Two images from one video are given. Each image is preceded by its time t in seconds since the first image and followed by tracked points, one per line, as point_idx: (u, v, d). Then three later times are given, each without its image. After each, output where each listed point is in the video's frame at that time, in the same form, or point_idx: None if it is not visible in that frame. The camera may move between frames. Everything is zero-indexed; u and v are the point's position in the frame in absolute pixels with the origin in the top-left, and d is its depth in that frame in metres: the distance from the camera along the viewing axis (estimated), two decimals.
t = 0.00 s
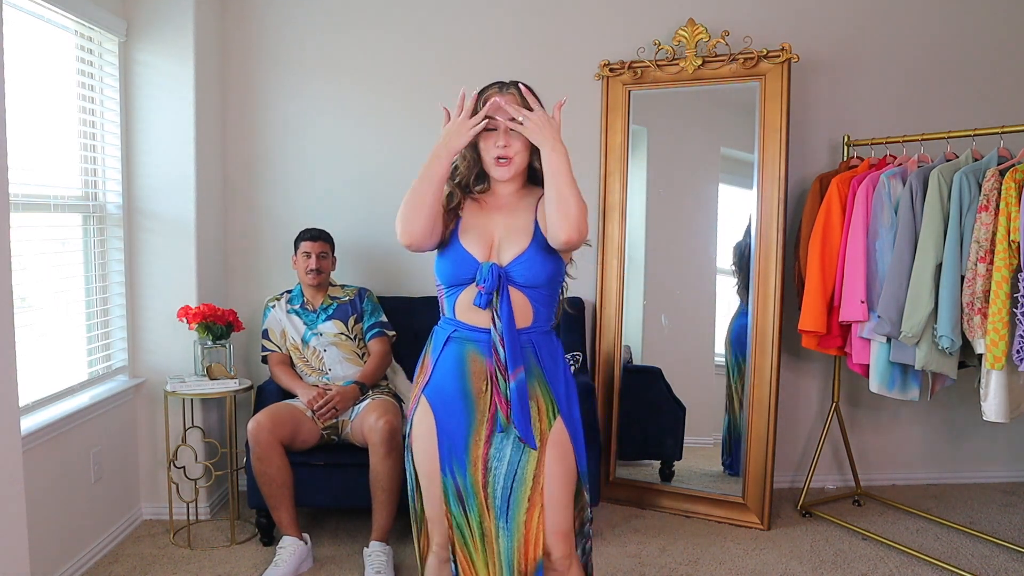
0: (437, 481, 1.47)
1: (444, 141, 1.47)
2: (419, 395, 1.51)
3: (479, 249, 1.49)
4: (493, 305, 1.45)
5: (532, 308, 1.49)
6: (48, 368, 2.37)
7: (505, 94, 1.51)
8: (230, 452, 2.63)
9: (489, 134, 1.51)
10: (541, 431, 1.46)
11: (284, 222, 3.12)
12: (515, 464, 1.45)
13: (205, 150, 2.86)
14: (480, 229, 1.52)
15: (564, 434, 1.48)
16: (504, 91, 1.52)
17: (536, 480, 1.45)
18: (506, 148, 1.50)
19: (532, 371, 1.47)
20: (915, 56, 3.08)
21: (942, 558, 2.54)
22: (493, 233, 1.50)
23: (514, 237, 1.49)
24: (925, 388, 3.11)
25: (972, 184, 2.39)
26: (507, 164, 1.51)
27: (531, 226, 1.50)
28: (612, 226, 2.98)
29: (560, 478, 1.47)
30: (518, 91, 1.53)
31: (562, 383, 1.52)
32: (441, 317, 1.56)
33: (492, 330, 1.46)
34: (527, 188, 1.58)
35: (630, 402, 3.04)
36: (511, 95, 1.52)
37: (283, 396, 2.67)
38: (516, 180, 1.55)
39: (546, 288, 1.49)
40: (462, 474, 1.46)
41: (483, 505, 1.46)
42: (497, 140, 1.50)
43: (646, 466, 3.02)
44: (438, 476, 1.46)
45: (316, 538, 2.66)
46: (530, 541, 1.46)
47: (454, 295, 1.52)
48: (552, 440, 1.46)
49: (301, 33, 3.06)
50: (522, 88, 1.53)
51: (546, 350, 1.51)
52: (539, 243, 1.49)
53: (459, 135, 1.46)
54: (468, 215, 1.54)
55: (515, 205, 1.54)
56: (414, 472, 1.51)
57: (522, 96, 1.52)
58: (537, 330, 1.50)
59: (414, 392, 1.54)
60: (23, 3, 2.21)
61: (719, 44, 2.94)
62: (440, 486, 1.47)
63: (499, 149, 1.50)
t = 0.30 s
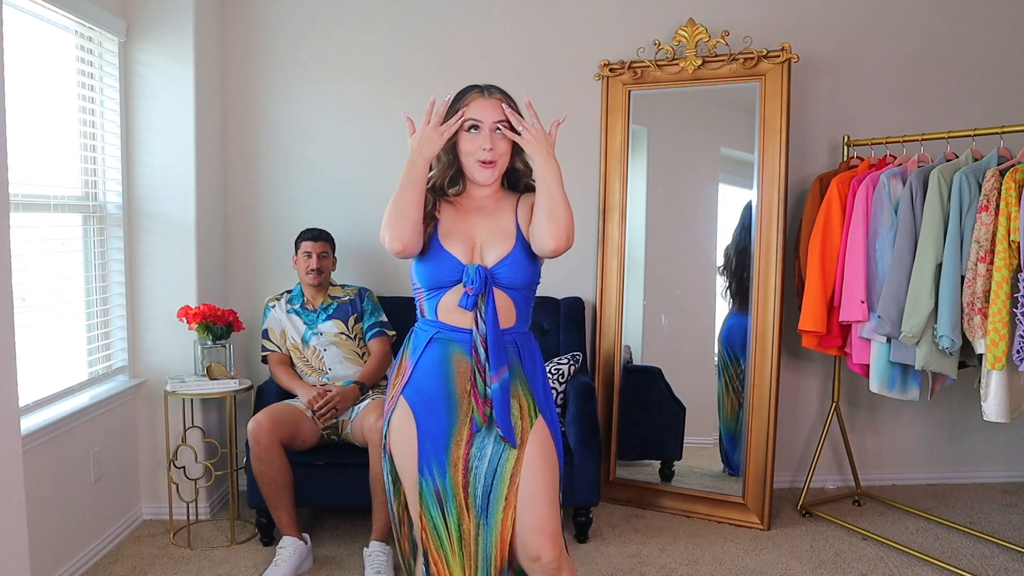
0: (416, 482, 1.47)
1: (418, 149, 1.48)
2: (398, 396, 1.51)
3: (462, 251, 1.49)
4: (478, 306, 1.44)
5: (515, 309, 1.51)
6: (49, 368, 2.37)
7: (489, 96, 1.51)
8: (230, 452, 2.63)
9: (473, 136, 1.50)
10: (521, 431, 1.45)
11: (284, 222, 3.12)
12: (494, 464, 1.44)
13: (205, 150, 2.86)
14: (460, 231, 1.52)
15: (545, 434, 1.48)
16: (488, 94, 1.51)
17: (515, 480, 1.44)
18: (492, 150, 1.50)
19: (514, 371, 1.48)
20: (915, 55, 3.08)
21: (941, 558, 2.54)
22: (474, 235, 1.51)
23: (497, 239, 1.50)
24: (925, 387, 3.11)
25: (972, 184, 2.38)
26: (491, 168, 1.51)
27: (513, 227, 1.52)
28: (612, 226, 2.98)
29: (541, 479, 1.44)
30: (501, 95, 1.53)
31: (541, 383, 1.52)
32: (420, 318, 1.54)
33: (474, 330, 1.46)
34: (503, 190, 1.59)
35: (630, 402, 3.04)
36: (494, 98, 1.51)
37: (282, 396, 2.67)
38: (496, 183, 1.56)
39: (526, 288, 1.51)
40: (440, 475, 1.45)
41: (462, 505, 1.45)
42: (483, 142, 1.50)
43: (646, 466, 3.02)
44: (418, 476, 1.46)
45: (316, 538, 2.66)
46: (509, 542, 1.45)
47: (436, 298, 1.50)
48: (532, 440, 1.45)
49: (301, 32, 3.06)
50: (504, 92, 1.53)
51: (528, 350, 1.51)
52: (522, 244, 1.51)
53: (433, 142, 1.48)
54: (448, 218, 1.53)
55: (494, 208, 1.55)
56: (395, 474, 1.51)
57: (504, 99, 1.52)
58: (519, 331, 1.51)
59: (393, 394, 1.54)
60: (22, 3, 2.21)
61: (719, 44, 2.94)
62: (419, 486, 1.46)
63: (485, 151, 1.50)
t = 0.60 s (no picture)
0: (457, 487, 1.46)
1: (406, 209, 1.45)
2: (428, 406, 1.49)
3: (476, 248, 1.49)
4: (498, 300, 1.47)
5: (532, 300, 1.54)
6: (49, 368, 2.37)
7: (494, 92, 1.52)
8: (230, 452, 2.63)
9: (481, 132, 1.51)
10: (555, 422, 1.50)
11: (284, 222, 3.12)
12: (532, 456, 1.49)
13: (205, 151, 2.86)
14: (468, 229, 1.51)
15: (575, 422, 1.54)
16: (492, 92, 1.52)
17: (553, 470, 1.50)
18: (502, 145, 1.51)
19: (540, 363, 1.52)
20: (915, 55, 3.08)
21: (942, 558, 2.54)
22: (485, 233, 1.52)
23: (509, 234, 1.52)
24: (925, 387, 3.11)
25: (972, 184, 2.38)
26: (498, 165, 1.53)
27: (521, 221, 1.54)
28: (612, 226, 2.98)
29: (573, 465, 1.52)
30: (502, 93, 1.54)
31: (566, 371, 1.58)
32: (439, 324, 1.54)
33: (489, 325, 1.49)
34: (501, 190, 1.61)
35: (630, 402, 3.04)
36: (497, 96, 1.53)
37: (282, 396, 2.67)
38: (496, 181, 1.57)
39: (541, 281, 1.55)
40: (483, 476, 1.47)
41: (506, 503, 1.48)
42: (493, 139, 1.50)
43: (646, 466, 3.02)
44: (458, 480, 1.46)
45: (316, 538, 2.66)
46: (549, 531, 1.51)
47: (456, 300, 1.51)
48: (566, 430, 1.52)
49: (302, 32, 3.06)
50: (504, 90, 1.55)
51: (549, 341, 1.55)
52: (534, 239, 1.53)
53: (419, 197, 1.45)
54: (452, 219, 1.53)
55: (496, 206, 1.57)
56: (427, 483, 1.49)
57: (505, 97, 1.54)
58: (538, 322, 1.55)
59: (420, 403, 1.52)
60: (22, 3, 2.21)
61: (719, 44, 2.94)
62: (460, 490, 1.46)
63: (495, 147, 1.50)
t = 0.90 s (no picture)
0: (484, 489, 1.52)
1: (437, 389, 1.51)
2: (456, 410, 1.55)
3: (495, 252, 1.53)
4: (517, 299, 1.51)
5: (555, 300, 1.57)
6: (49, 368, 2.37)
7: (509, 99, 1.54)
8: (230, 452, 2.63)
9: (498, 140, 1.54)
10: (582, 429, 1.54)
11: (284, 222, 3.12)
12: (559, 463, 1.54)
13: (205, 151, 2.86)
14: (490, 235, 1.55)
15: (602, 429, 1.57)
16: (507, 98, 1.54)
17: (579, 475, 1.55)
18: (520, 151, 1.54)
19: (565, 365, 1.56)
20: (915, 55, 3.08)
21: (942, 558, 2.54)
22: (505, 236, 1.55)
23: (529, 236, 1.54)
24: (925, 387, 3.11)
25: (972, 184, 2.38)
26: (519, 170, 1.55)
27: (543, 221, 1.56)
28: (612, 226, 2.98)
29: (598, 471, 1.57)
30: (518, 97, 1.56)
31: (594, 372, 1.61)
32: (463, 328, 1.59)
33: (517, 327, 1.52)
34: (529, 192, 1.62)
35: (630, 402, 3.04)
36: (513, 101, 1.55)
37: (282, 396, 2.67)
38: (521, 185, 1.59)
39: (565, 282, 1.57)
40: (510, 480, 1.52)
41: (535, 509, 1.53)
42: (511, 146, 1.53)
43: (646, 465, 3.02)
44: (486, 484, 1.52)
45: (317, 538, 2.66)
46: (578, 536, 1.56)
47: (475, 304, 1.55)
48: (593, 438, 1.56)
49: (302, 32, 3.06)
50: (520, 93, 1.56)
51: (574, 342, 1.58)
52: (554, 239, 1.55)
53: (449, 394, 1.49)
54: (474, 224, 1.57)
55: (521, 208, 1.59)
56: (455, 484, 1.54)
57: (522, 101, 1.56)
58: (562, 322, 1.58)
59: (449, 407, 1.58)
60: (22, 3, 2.21)
61: (719, 44, 2.94)
62: (488, 492, 1.52)
63: (513, 153, 1.54)
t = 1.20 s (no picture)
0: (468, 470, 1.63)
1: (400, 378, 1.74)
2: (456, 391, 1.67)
3: (492, 247, 1.61)
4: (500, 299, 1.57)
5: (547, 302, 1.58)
6: (48, 368, 2.37)
7: (513, 93, 1.62)
8: (230, 452, 2.63)
9: (502, 134, 1.63)
10: (561, 429, 1.56)
11: (284, 222, 3.12)
12: (535, 460, 1.57)
13: (205, 151, 2.86)
14: (496, 227, 1.63)
15: (585, 433, 1.57)
16: (511, 92, 1.62)
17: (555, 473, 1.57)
18: (521, 144, 1.61)
19: (547, 365, 1.57)
20: (915, 55, 3.08)
21: (942, 558, 2.54)
22: (508, 228, 1.61)
23: (528, 229, 1.59)
24: (925, 387, 3.11)
25: (972, 184, 2.38)
26: (522, 162, 1.62)
27: (546, 213, 1.60)
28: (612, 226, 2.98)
29: (578, 473, 1.57)
30: (525, 90, 1.63)
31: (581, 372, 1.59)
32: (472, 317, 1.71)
33: (502, 324, 1.58)
34: (545, 185, 1.66)
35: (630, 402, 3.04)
36: (518, 95, 1.62)
37: (282, 396, 2.67)
38: (532, 178, 1.66)
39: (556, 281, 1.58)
40: (490, 464, 1.61)
41: (508, 498, 1.60)
42: (512, 139, 1.61)
43: (646, 465, 3.02)
44: (468, 466, 1.63)
45: (317, 538, 2.66)
46: (550, 536, 1.58)
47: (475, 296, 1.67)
48: (574, 439, 1.57)
49: (301, 32, 3.06)
50: (529, 86, 1.63)
51: (561, 342, 1.59)
52: (548, 237, 1.57)
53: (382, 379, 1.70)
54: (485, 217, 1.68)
55: (532, 202, 1.64)
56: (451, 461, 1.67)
57: (528, 94, 1.62)
58: (552, 322, 1.59)
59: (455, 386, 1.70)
60: (22, 3, 2.21)
61: (719, 44, 2.94)
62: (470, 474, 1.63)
63: (514, 146, 1.62)
